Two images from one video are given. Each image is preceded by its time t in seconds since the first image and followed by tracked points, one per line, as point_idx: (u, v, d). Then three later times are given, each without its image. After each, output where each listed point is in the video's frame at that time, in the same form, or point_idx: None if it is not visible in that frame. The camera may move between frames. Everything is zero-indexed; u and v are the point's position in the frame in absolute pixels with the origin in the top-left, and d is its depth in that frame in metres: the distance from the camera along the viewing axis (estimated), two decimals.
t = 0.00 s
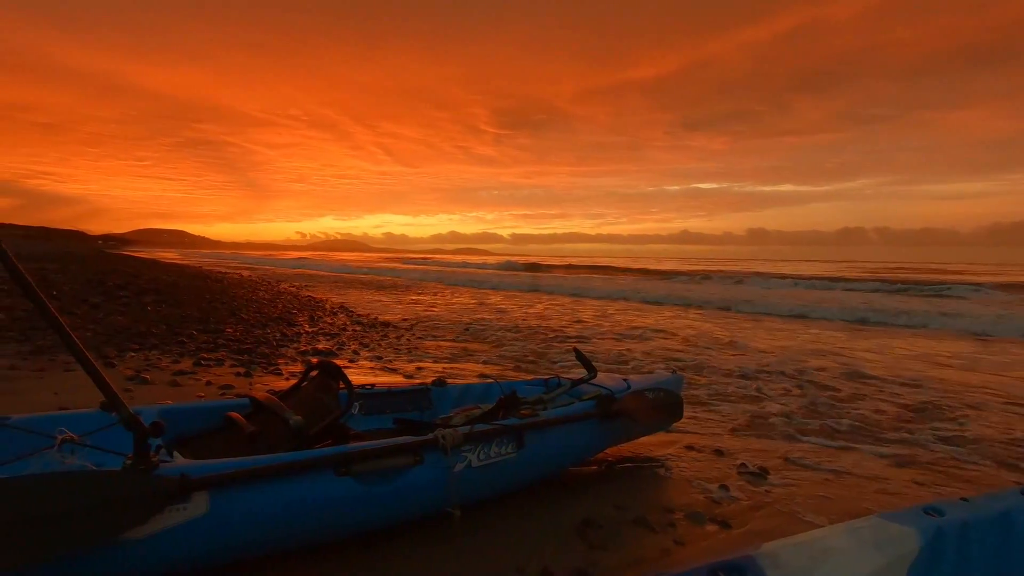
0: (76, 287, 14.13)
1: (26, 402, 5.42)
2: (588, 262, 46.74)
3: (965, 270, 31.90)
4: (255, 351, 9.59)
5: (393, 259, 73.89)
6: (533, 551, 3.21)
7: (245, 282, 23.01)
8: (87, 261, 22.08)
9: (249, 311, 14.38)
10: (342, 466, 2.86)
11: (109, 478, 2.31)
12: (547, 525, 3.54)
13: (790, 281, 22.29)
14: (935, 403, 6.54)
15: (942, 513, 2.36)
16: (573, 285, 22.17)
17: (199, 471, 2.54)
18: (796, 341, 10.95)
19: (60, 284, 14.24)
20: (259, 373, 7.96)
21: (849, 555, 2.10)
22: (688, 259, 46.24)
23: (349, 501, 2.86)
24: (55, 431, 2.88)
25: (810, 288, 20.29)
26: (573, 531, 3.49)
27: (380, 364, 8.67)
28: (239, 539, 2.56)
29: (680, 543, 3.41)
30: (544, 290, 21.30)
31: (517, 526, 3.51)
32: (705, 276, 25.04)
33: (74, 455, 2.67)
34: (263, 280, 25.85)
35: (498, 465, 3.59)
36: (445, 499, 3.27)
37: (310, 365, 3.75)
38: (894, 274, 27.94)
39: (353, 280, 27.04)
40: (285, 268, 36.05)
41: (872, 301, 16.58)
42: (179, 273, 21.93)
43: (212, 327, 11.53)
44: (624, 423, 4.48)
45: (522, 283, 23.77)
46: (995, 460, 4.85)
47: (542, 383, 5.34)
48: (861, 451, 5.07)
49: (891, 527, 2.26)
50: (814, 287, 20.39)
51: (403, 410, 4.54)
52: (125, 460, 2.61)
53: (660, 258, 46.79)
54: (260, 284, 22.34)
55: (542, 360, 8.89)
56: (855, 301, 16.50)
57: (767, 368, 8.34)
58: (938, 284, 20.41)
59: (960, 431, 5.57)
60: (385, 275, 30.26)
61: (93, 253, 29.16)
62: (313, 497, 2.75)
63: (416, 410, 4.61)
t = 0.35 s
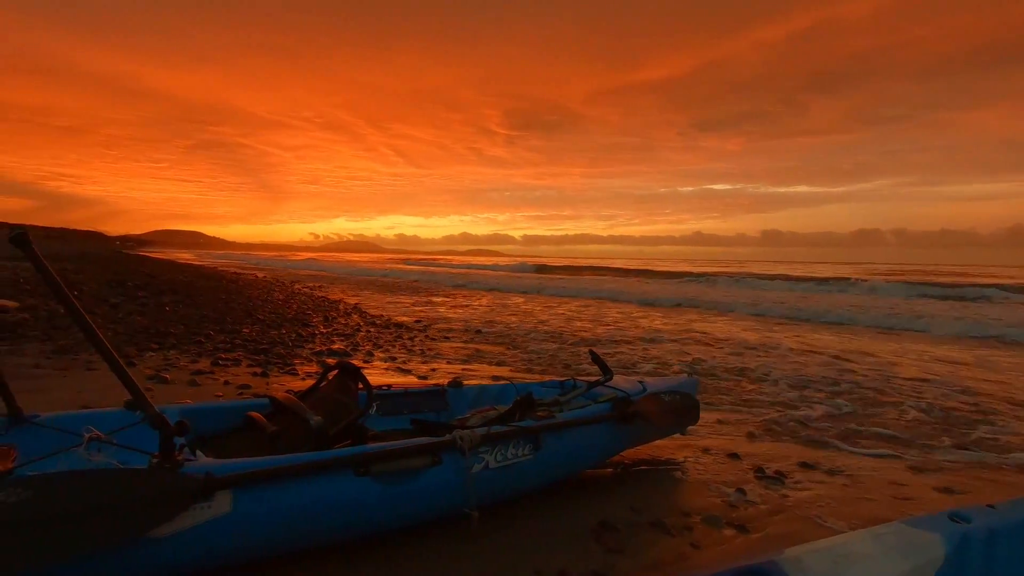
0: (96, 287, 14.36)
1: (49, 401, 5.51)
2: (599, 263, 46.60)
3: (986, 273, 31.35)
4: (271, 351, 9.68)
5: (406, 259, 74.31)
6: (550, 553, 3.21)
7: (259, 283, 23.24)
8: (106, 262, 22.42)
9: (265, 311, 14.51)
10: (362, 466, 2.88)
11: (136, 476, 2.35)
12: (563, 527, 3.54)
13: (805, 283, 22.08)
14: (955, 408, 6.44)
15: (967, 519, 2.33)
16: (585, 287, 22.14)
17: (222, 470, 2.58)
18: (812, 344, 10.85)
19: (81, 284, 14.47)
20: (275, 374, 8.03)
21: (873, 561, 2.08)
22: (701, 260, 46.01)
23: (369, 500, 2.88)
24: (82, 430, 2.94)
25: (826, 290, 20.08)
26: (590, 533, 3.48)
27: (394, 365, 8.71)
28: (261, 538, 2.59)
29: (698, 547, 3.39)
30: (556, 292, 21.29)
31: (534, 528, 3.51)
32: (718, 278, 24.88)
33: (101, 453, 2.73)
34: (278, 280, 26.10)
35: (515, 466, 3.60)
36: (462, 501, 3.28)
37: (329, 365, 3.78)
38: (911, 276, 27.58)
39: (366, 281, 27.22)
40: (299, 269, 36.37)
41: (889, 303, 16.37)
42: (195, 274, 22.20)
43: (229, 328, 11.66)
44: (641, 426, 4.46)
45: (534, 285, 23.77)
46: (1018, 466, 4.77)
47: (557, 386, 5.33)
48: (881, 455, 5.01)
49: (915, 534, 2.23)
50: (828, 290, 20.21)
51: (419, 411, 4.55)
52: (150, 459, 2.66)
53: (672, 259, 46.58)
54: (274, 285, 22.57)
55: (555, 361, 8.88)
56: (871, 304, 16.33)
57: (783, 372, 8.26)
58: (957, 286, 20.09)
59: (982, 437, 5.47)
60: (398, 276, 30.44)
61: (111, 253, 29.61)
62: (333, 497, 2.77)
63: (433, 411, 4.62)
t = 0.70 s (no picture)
0: (120, 288, 14.64)
1: (76, 399, 5.63)
2: (615, 264, 46.43)
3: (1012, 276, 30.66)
4: (290, 351, 9.78)
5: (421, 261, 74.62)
6: (570, 556, 3.20)
7: (279, 284, 23.50)
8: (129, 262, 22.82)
9: (284, 312, 14.68)
10: (384, 466, 2.90)
11: (166, 473, 2.40)
12: (583, 531, 3.53)
13: (825, 287, 21.77)
14: (982, 414, 6.30)
15: (1000, 528, 2.29)
16: (601, 290, 22.06)
17: (249, 468, 2.62)
18: (832, 348, 10.68)
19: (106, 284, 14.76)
20: (295, 374, 8.12)
21: (902, 569, 2.05)
22: (717, 262, 45.69)
23: (392, 501, 2.90)
24: (111, 428, 3.00)
25: (846, 293, 19.77)
26: (609, 536, 3.46)
27: (411, 366, 8.76)
28: (286, 537, 2.62)
29: (719, 551, 3.36)
30: (572, 294, 21.24)
31: (554, 530, 3.50)
32: (736, 281, 24.64)
33: (131, 450, 2.79)
34: (296, 281, 26.38)
35: (535, 469, 3.59)
36: (483, 503, 3.28)
37: (350, 367, 3.82)
38: (933, 278, 27.10)
39: (383, 282, 27.39)
40: (317, 270, 36.68)
41: (912, 307, 16.06)
42: (216, 275, 22.54)
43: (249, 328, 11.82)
44: (660, 429, 4.43)
45: (550, 287, 23.74)
46: None
47: (576, 388, 5.32)
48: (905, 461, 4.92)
49: (946, 542, 2.19)
50: (847, 292, 19.95)
51: (438, 412, 4.57)
52: (178, 457, 2.70)
53: (688, 261, 46.30)
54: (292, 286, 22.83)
55: (572, 364, 8.85)
56: (890, 307, 16.10)
57: (803, 376, 8.15)
58: (982, 290, 19.65)
59: (1010, 444, 5.35)
60: (414, 278, 30.56)
61: (133, 254, 30.14)
62: (356, 497, 2.79)
63: (452, 412, 4.64)
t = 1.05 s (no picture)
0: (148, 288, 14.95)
1: (107, 397, 5.77)
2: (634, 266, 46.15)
3: None
4: (312, 352, 9.90)
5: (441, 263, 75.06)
6: (594, 559, 3.19)
7: (300, 285, 23.79)
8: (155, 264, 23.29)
9: (306, 313, 14.87)
10: (410, 467, 2.92)
11: (201, 471, 2.46)
12: (606, 534, 3.51)
13: (849, 290, 21.38)
14: (1014, 420, 6.13)
15: None
16: (620, 292, 21.95)
17: (280, 467, 2.65)
18: (857, 353, 10.49)
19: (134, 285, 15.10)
20: (317, 374, 8.21)
21: None
22: (737, 264, 45.23)
23: (418, 500, 2.92)
24: (146, 426, 3.08)
25: (871, 297, 19.39)
26: (634, 540, 3.44)
27: (431, 368, 8.81)
28: (316, 535, 2.66)
29: (745, 557, 3.32)
30: (591, 296, 21.16)
31: (577, 532, 3.50)
32: (757, 283, 24.35)
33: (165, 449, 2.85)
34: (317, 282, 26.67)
35: (559, 471, 3.59)
36: (507, 504, 3.29)
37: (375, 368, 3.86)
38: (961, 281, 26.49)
39: (402, 284, 27.56)
40: (337, 271, 37.04)
41: (940, 311, 15.70)
42: (239, 276, 22.90)
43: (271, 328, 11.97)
44: (684, 433, 4.39)
45: (569, 289, 23.67)
46: None
47: (597, 391, 5.30)
48: (935, 468, 4.81)
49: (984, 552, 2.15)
50: (870, 295, 19.61)
51: (461, 413, 4.59)
52: (211, 455, 2.76)
53: (708, 263, 45.89)
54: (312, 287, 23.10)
55: (591, 366, 8.82)
56: (914, 311, 15.80)
57: (827, 380, 8.02)
58: (1013, 293, 19.12)
59: None
60: (433, 279, 30.71)
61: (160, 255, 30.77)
62: (383, 496, 2.82)
63: (474, 413, 4.66)
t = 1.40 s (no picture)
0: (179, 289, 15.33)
1: (140, 396, 5.93)
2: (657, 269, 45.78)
3: None
4: (337, 352, 10.03)
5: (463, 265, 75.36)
6: (619, 563, 3.18)
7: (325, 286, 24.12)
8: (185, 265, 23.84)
9: (331, 314, 15.06)
10: (437, 468, 2.95)
11: (234, 469, 2.52)
12: (631, 538, 3.50)
13: (878, 293, 20.92)
14: None
15: None
16: (643, 295, 21.81)
17: (311, 467, 2.70)
18: (886, 358, 10.25)
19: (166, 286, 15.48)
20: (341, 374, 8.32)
21: None
22: (763, 267, 44.54)
23: (444, 501, 2.95)
24: (182, 425, 3.15)
25: (901, 300, 18.94)
26: (659, 546, 3.42)
27: (453, 369, 8.86)
28: (345, 535, 2.70)
29: (772, 565, 3.29)
30: (613, 299, 21.06)
31: (602, 537, 3.48)
32: (782, 286, 23.96)
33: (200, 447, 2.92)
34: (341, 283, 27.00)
35: (583, 475, 3.59)
36: (532, 507, 3.30)
37: (401, 369, 3.89)
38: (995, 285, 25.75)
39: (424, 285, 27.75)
40: (361, 273, 37.44)
41: (972, 316, 15.27)
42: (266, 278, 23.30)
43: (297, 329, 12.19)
44: (710, 438, 4.35)
45: (590, 292, 23.60)
46: None
47: (621, 394, 5.28)
48: (968, 477, 4.69)
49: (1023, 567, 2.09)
50: (901, 299, 19.13)
51: (484, 415, 4.62)
52: (244, 453, 2.82)
53: (733, 265, 45.28)
54: (336, 288, 23.39)
55: (613, 369, 8.79)
56: (947, 316, 15.38)
57: (855, 386, 7.87)
58: None
59: None
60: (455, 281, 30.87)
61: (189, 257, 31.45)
62: (410, 497, 2.85)
63: (498, 415, 4.68)
